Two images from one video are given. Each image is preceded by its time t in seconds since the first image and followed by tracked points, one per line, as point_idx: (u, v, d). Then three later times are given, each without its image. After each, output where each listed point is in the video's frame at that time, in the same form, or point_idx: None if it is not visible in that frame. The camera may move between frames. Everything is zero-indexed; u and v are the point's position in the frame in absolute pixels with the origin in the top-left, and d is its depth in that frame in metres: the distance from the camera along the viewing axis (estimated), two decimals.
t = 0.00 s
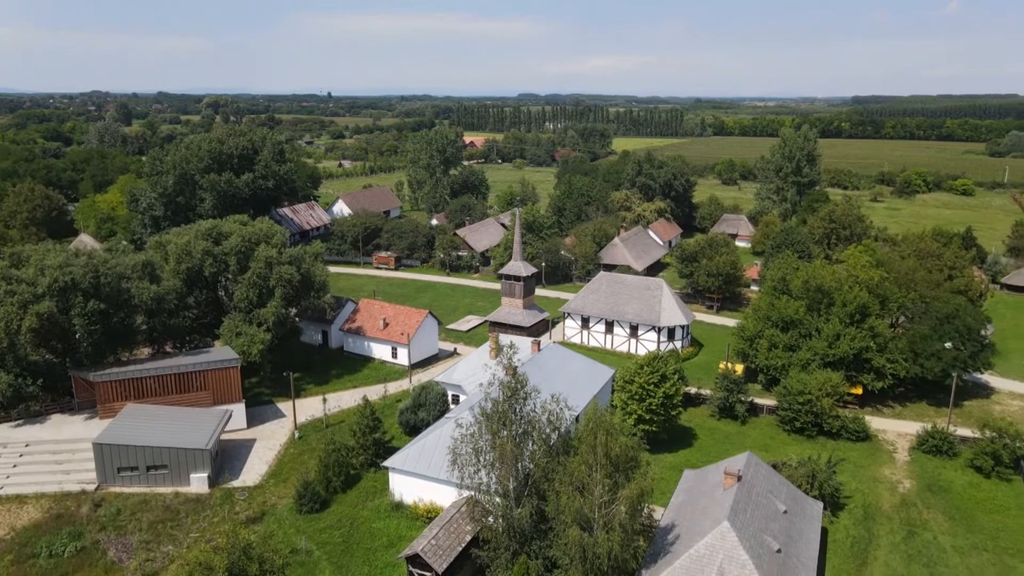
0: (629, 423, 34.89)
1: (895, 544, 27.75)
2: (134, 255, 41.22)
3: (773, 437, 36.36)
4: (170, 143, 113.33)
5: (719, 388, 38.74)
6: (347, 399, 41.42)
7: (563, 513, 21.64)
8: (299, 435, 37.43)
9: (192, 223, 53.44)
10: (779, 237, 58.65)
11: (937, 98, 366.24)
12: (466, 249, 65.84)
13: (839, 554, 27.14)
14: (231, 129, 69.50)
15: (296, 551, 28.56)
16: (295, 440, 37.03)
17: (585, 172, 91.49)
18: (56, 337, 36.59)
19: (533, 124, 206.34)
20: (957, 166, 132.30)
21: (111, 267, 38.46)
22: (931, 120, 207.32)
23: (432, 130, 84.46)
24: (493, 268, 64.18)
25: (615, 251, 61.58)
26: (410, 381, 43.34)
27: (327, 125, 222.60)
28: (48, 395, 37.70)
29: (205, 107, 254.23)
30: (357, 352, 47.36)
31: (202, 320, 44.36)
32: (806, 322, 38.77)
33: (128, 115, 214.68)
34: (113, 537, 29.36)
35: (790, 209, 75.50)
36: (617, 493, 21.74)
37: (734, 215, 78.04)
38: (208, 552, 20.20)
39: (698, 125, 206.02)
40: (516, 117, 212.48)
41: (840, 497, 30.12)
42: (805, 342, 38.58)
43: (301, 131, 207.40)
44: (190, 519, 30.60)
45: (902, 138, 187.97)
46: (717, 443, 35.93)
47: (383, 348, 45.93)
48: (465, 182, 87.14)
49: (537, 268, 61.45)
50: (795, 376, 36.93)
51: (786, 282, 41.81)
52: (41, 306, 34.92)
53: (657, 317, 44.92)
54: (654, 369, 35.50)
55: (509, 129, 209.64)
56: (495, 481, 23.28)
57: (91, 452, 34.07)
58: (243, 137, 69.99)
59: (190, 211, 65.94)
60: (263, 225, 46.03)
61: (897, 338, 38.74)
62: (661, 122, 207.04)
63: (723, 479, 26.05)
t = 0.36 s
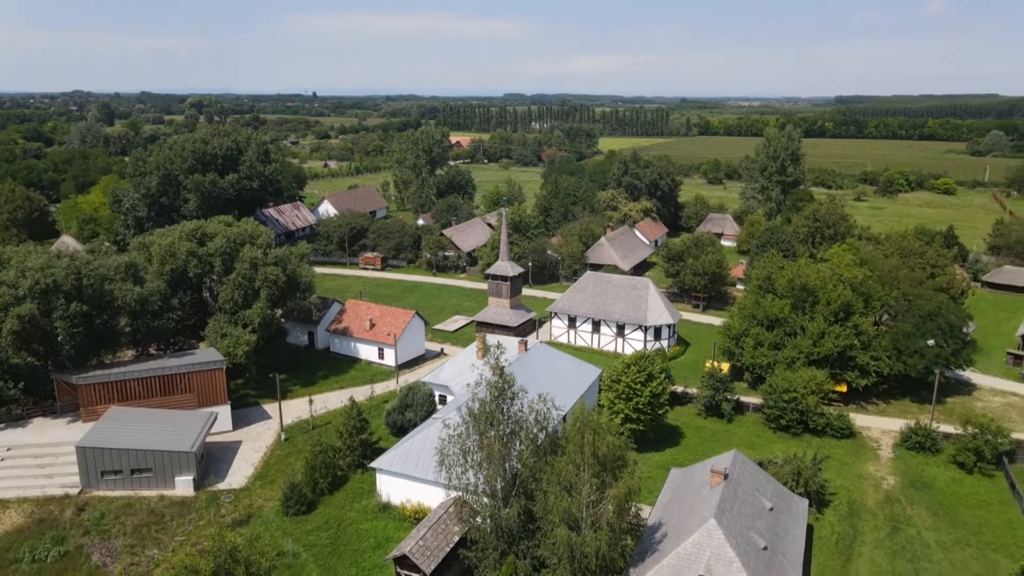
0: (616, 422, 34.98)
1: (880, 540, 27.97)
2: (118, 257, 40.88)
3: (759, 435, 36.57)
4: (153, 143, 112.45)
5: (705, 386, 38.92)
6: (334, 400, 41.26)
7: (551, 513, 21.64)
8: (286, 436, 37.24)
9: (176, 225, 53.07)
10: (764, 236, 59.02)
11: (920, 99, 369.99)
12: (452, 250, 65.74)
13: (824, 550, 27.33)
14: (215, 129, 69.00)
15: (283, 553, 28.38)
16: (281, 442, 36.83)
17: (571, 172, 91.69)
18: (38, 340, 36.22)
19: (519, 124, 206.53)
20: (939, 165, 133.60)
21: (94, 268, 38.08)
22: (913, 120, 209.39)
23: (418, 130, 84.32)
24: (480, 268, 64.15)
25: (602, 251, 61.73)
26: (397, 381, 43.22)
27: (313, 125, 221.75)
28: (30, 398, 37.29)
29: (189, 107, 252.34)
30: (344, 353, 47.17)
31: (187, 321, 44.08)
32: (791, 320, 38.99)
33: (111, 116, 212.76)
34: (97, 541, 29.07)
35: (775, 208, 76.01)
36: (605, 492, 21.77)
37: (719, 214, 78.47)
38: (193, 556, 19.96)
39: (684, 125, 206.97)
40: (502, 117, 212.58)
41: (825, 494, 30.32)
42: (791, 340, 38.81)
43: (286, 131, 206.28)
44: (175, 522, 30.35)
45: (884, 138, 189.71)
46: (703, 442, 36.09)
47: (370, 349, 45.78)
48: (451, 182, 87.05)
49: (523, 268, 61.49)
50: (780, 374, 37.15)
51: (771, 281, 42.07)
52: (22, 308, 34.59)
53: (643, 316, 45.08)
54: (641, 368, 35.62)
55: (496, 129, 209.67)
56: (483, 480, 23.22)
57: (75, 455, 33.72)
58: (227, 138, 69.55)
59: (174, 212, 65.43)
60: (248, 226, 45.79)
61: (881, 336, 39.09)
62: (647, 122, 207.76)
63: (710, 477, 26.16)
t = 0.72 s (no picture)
0: (603, 421, 35.05)
1: (865, 536, 28.22)
2: (100, 258, 40.49)
3: (745, 433, 36.76)
4: (136, 143, 111.49)
5: (692, 385, 39.08)
6: (320, 402, 41.07)
7: (538, 513, 21.64)
8: (272, 438, 37.02)
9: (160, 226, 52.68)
10: (749, 235, 59.33)
11: (901, 98, 374.19)
12: (439, 250, 65.60)
13: (810, 547, 27.52)
14: (199, 129, 68.50)
15: (270, 556, 28.20)
16: (267, 444, 36.62)
17: (557, 172, 91.81)
18: (19, 343, 35.79)
19: (505, 124, 206.49)
20: (922, 165, 134.78)
21: (76, 270, 37.68)
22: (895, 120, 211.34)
23: (404, 130, 84.11)
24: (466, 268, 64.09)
25: (588, 250, 61.83)
26: (383, 382, 43.10)
27: (297, 125, 220.60)
28: (12, 402, 36.86)
29: (172, 107, 250.35)
30: (330, 354, 46.97)
31: (171, 323, 43.72)
32: (776, 319, 39.25)
33: (93, 116, 210.70)
34: (80, 546, 28.75)
35: (760, 207, 76.46)
36: (592, 492, 21.82)
37: (705, 214, 78.86)
38: (180, 559, 19.80)
39: (669, 125, 207.75)
40: (488, 117, 212.49)
41: (811, 491, 30.53)
42: (776, 339, 39.04)
43: (270, 131, 205.11)
44: (160, 526, 30.07)
45: (867, 137, 191.28)
46: (690, 440, 36.23)
47: (357, 350, 45.61)
48: (437, 182, 86.92)
49: (510, 268, 61.49)
50: (766, 372, 37.38)
51: (756, 280, 42.32)
52: (3, 311, 34.20)
53: (630, 316, 45.21)
54: (628, 368, 35.72)
55: (482, 129, 209.52)
56: (470, 481, 23.19)
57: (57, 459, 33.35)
58: (211, 138, 69.06)
59: (157, 213, 64.90)
60: (233, 227, 45.53)
61: (865, 334, 39.44)
62: (632, 121, 208.37)
63: (697, 476, 26.26)
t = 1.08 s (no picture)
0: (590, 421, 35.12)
1: (850, 532, 28.46)
2: (82, 260, 40.07)
3: (731, 431, 36.95)
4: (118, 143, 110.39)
5: (678, 384, 39.22)
6: (307, 403, 40.88)
7: (526, 513, 21.62)
8: (258, 440, 36.80)
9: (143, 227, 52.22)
10: (734, 235, 59.69)
11: (883, 98, 378.67)
12: (425, 250, 65.44)
13: (796, 544, 27.70)
14: (182, 129, 67.99)
15: (256, 559, 28.01)
16: (253, 446, 36.39)
17: (543, 172, 91.92)
18: None
19: (491, 124, 206.41)
20: (904, 164, 136.10)
21: (58, 272, 37.27)
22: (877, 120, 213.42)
23: (389, 130, 83.89)
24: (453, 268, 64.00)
25: (574, 250, 61.93)
26: (370, 383, 42.98)
27: (282, 125, 219.41)
28: None
29: (154, 106, 248.14)
30: (316, 355, 46.75)
31: (155, 325, 43.33)
32: (761, 317, 39.44)
33: (74, 115, 208.37)
34: (63, 551, 28.44)
35: (745, 206, 76.92)
36: (580, 491, 21.84)
37: (690, 214, 79.27)
38: (165, 563, 19.62)
39: (655, 125, 208.53)
40: (474, 117, 212.36)
41: (796, 489, 30.74)
42: (761, 337, 39.26)
43: (255, 131, 203.77)
44: (145, 530, 29.79)
45: (850, 137, 192.86)
46: (677, 439, 36.36)
47: (343, 351, 45.43)
48: (423, 182, 86.77)
49: (497, 268, 61.46)
50: (752, 370, 37.58)
51: (742, 280, 42.55)
52: None
53: (616, 315, 45.33)
54: (615, 367, 35.79)
55: (468, 129, 209.32)
56: (458, 481, 23.15)
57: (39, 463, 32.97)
58: (195, 138, 68.51)
59: (141, 213, 64.34)
60: (217, 228, 45.22)
61: (849, 332, 39.76)
62: (618, 121, 209.04)
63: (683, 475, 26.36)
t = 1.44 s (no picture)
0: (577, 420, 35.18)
1: (835, 529, 28.68)
2: (64, 262, 39.64)
3: (718, 429, 37.12)
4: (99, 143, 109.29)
5: (665, 383, 39.36)
6: (293, 405, 40.67)
7: (513, 513, 21.62)
8: (243, 442, 36.55)
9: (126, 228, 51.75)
10: (720, 234, 59.99)
11: (865, 98, 382.80)
12: (411, 250, 65.26)
13: (782, 541, 27.87)
14: (166, 130, 67.44)
15: (243, 562, 27.83)
16: (239, 449, 36.15)
17: (529, 172, 92.01)
18: None
19: (477, 124, 206.19)
20: (887, 163, 137.35)
21: (40, 273, 36.85)
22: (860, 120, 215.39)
23: (375, 130, 83.64)
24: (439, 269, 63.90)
25: (561, 250, 62.02)
26: (357, 384, 42.83)
27: (267, 125, 218.08)
28: None
29: (137, 106, 245.99)
30: (302, 357, 46.51)
31: (138, 327, 42.94)
32: (747, 316, 39.66)
33: (55, 115, 206.03)
34: (46, 556, 28.15)
35: (730, 206, 77.34)
36: (567, 490, 21.87)
37: (676, 213, 79.61)
38: (150, 567, 19.44)
39: (641, 125, 209.18)
40: (460, 117, 212.09)
41: (782, 486, 30.94)
42: (747, 336, 39.47)
43: (240, 131, 202.39)
44: (129, 533, 29.53)
45: (834, 136, 194.33)
46: (663, 438, 36.50)
47: (329, 352, 45.24)
48: (409, 182, 86.59)
49: (483, 268, 61.42)
50: (737, 369, 37.79)
51: (727, 279, 42.78)
52: None
53: (603, 315, 45.45)
54: (602, 366, 35.86)
55: (454, 129, 209.06)
56: (445, 482, 23.10)
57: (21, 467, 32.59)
58: (178, 138, 67.97)
59: (124, 214, 63.78)
60: (201, 229, 44.91)
61: (833, 330, 40.09)
62: (604, 121, 209.52)
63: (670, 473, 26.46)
